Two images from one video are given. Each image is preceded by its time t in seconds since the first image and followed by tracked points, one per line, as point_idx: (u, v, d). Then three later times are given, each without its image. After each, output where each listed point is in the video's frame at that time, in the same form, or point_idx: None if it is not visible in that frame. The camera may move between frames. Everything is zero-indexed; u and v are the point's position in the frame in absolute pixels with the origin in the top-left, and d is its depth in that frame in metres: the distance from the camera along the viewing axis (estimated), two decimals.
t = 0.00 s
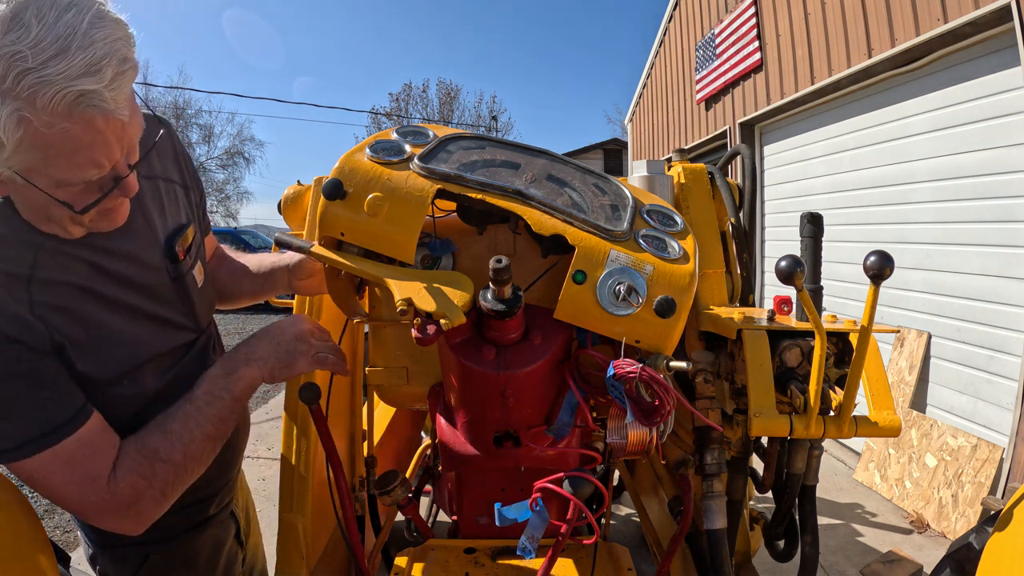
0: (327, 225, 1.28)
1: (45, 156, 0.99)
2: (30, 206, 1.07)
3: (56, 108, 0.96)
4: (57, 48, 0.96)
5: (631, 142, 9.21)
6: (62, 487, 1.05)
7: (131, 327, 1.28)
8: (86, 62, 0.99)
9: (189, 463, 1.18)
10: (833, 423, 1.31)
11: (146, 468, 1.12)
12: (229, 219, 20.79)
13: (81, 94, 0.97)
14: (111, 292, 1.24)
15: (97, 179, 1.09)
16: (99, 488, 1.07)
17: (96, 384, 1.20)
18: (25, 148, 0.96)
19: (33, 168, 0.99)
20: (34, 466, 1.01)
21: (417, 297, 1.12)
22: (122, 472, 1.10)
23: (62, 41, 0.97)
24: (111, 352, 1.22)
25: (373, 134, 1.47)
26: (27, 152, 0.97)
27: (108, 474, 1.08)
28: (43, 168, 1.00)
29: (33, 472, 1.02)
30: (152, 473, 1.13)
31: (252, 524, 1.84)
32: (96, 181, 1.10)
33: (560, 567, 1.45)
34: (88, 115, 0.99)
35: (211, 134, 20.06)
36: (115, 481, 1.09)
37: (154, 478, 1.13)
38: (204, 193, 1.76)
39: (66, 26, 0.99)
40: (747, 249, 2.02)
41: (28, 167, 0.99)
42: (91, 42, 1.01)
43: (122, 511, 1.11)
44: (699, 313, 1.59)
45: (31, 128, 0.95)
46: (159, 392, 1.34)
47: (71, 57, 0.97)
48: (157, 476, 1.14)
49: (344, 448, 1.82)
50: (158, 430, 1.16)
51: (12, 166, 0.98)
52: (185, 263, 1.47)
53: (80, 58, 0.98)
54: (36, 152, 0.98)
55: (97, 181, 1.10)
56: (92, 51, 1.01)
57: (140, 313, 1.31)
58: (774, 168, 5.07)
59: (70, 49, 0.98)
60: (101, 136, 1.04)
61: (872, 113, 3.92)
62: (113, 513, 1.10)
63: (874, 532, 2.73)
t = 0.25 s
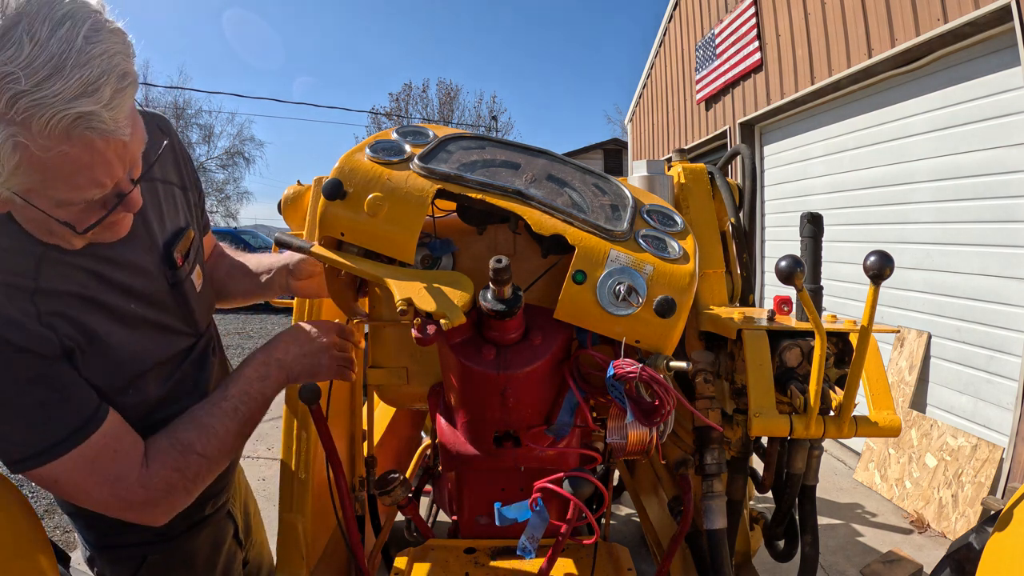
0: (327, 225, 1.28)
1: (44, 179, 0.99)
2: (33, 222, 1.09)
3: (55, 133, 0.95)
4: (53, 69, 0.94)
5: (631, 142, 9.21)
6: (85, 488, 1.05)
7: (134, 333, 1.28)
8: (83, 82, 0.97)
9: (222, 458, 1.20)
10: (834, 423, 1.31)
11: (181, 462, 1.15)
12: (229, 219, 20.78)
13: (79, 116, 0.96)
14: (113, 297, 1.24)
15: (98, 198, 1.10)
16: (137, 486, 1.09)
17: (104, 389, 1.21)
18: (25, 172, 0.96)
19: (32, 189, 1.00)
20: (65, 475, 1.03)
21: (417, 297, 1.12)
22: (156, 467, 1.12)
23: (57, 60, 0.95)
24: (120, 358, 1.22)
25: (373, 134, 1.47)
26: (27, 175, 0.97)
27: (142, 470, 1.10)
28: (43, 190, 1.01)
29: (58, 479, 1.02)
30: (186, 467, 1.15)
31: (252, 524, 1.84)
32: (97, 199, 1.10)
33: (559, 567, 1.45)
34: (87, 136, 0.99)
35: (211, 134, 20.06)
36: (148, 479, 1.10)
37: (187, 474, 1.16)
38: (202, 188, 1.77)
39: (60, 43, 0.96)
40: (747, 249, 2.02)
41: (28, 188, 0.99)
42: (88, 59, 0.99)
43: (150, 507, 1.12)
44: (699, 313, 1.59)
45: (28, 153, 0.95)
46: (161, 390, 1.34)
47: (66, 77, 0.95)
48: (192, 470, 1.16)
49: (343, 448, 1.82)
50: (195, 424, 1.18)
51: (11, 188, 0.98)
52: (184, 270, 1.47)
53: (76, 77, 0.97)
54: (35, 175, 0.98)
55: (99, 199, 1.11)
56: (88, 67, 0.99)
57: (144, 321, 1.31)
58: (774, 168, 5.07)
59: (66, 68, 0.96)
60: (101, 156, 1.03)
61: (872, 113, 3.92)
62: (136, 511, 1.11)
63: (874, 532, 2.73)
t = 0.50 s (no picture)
0: (327, 226, 1.28)
1: (41, 196, 0.99)
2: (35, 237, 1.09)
3: (48, 152, 0.94)
4: (41, 86, 0.92)
5: (631, 142, 9.21)
6: (84, 492, 1.05)
7: (133, 339, 1.28)
8: (75, 97, 0.95)
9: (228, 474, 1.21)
10: (834, 423, 1.31)
11: (188, 480, 1.16)
12: (229, 219, 20.77)
13: (71, 134, 0.95)
14: (111, 300, 1.24)
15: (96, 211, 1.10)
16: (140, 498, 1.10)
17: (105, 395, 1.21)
18: (21, 190, 0.96)
19: (31, 206, 1.00)
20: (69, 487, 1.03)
21: (417, 298, 1.12)
22: (162, 483, 1.13)
23: (46, 75, 0.93)
24: (122, 365, 1.22)
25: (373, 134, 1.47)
26: (22, 193, 0.96)
27: (148, 483, 1.11)
28: (42, 207, 1.01)
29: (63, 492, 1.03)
30: (193, 484, 1.16)
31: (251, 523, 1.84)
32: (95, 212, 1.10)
33: (559, 567, 1.45)
34: (81, 153, 0.98)
35: (211, 134, 20.06)
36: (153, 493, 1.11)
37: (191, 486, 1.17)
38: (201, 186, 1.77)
39: (49, 56, 0.93)
40: (747, 249, 2.02)
41: (25, 206, 0.99)
42: (78, 72, 0.96)
43: (152, 519, 1.14)
44: (699, 313, 1.59)
45: (23, 173, 0.94)
46: (162, 396, 1.35)
47: (58, 94, 0.93)
48: (198, 487, 1.17)
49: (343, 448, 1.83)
50: (205, 439, 1.19)
51: (9, 206, 0.98)
52: (185, 270, 1.47)
53: (67, 93, 0.94)
54: (31, 192, 0.98)
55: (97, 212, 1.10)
56: (80, 82, 0.96)
57: (144, 325, 1.31)
58: (774, 168, 5.07)
59: (55, 83, 0.93)
60: (97, 171, 1.03)
61: (872, 113, 3.92)
62: (138, 514, 1.11)
63: (874, 531, 2.73)
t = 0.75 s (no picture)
0: (327, 226, 1.28)
1: (44, 222, 1.00)
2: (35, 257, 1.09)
3: (53, 183, 0.95)
4: (42, 117, 0.92)
5: (631, 142, 9.21)
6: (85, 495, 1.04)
7: (133, 341, 1.28)
8: (78, 126, 0.96)
9: (230, 480, 1.22)
10: (833, 423, 1.31)
11: (192, 488, 1.17)
12: (229, 219, 20.76)
13: (74, 165, 0.96)
14: (112, 305, 1.24)
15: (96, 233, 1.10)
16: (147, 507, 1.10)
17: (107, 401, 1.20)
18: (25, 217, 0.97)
19: (33, 231, 1.01)
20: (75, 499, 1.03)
21: (417, 298, 1.12)
22: (167, 493, 1.13)
23: (47, 103, 0.93)
24: (124, 366, 1.22)
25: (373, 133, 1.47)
26: (25, 219, 0.98)
27: (153, 492, 1.11)
28: (43, 230, 1.02)
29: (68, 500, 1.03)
30: (197, 492, 1.17)
31: (251, 522, 1.84)
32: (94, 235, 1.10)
33: (559, 567, 1.45)
34: (86, 182, 0.99)
35: (211, 134, 20.06)
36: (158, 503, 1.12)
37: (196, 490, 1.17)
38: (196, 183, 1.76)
39: (48, 83, 0.93)
40: (747, 249, 2.02)
41: (28, 231, 1.00)
42: (80, 98, 0.96)
43: (156, 527, 1.14)
44: (699, 313, 1.59)
45: (25, 203, 0.95)
46: (161, 397, 1.35)
47: (61, 125, 0.93)
48: (200, 494, 1.18)
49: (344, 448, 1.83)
50: (209, 447, 1.20)
51: (13, 232, 0.99)
52: (183, 273, 1.47)
53: (69, 122, 0.94)
54: (33, 219, 0.99)
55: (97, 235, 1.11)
56: (82, 110, 0.96)
57: (145, 332, 1.31)
58: (774, 168, 5.07)
59: (57, 112, 0.93)
60: (100, 197, 1.03)
61: (872, 113, 3.92)
62: (140, 516, 1.11)
63: (874, 532, 2.73)
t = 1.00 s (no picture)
0: (327, 227, 1.28)
1: (51, 237, 1.00)
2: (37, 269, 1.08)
3: (62, 200, 0.95)
4: (50, 135, 0.92)
5: (631, 142, 9.21)
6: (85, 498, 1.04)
7: (133, 344, 1.27)
8: (88, 141, 0.96)
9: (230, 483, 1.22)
10: (833, 423, 1.31)
11: (192, 491, 1.17)
12: (229, 220, 20.76)
13: (84, 182, 0.96)
14: (113, 310, 1.24)
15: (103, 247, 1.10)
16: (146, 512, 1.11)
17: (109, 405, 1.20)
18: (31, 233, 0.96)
19: (39, 246, 1.01)
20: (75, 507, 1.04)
21: (417, 298, 1.12)
22: (166, 497, 1.14)
23: (55, 120, 0.93)
24: (124, 373, 1.23)
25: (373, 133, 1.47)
26: (33, 235, 0.97)
27: (153, 499, 1.12)
28: (49, 245, 1.02)
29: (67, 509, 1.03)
30: (196, 494, 1.18)
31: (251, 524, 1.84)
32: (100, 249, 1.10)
33: (559, 567, 1.45)
34: (94, 198, 0.99)
35: (211, 134, 20.05)
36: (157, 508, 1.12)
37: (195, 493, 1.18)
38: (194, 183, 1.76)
39: (56, 98, 0.93)
40: (747, 249, 2.02)
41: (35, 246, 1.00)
42: (89, 114, 0.96)
43: (157, 531, 1.15)
44: (699, 313, 1.59)
45: (33, 220, 0.95)
46: (161, 399, 1.35)
47: (70, 142, 0.93)
48: (199, 496, 1.19)
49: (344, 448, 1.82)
50: (208, 451, 1.20)
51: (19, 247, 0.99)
52: (182, 276, 1.47)
53: (78, 137, 0.95)
54: (41, 234, 0.98)
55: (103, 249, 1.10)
56: (91, 125, 0.96)
57: (145, 337, 1.31)
58: (774, 168, 5.07)
59: (66, 129, 0.93)
60: (109, 212, 1.04)
61: (871, 113, 3.92)
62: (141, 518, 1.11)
63: (873, 532, 2.73)
